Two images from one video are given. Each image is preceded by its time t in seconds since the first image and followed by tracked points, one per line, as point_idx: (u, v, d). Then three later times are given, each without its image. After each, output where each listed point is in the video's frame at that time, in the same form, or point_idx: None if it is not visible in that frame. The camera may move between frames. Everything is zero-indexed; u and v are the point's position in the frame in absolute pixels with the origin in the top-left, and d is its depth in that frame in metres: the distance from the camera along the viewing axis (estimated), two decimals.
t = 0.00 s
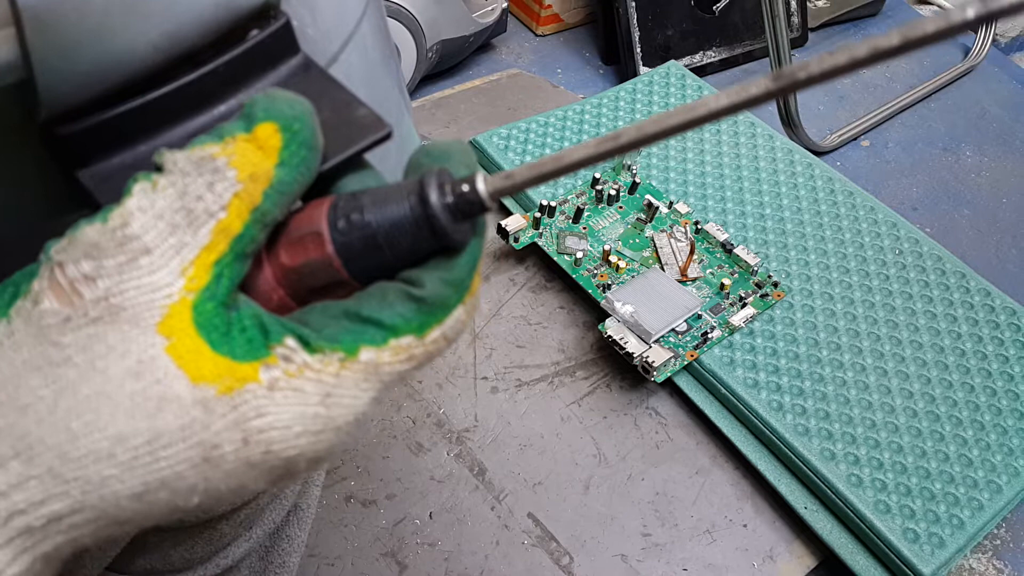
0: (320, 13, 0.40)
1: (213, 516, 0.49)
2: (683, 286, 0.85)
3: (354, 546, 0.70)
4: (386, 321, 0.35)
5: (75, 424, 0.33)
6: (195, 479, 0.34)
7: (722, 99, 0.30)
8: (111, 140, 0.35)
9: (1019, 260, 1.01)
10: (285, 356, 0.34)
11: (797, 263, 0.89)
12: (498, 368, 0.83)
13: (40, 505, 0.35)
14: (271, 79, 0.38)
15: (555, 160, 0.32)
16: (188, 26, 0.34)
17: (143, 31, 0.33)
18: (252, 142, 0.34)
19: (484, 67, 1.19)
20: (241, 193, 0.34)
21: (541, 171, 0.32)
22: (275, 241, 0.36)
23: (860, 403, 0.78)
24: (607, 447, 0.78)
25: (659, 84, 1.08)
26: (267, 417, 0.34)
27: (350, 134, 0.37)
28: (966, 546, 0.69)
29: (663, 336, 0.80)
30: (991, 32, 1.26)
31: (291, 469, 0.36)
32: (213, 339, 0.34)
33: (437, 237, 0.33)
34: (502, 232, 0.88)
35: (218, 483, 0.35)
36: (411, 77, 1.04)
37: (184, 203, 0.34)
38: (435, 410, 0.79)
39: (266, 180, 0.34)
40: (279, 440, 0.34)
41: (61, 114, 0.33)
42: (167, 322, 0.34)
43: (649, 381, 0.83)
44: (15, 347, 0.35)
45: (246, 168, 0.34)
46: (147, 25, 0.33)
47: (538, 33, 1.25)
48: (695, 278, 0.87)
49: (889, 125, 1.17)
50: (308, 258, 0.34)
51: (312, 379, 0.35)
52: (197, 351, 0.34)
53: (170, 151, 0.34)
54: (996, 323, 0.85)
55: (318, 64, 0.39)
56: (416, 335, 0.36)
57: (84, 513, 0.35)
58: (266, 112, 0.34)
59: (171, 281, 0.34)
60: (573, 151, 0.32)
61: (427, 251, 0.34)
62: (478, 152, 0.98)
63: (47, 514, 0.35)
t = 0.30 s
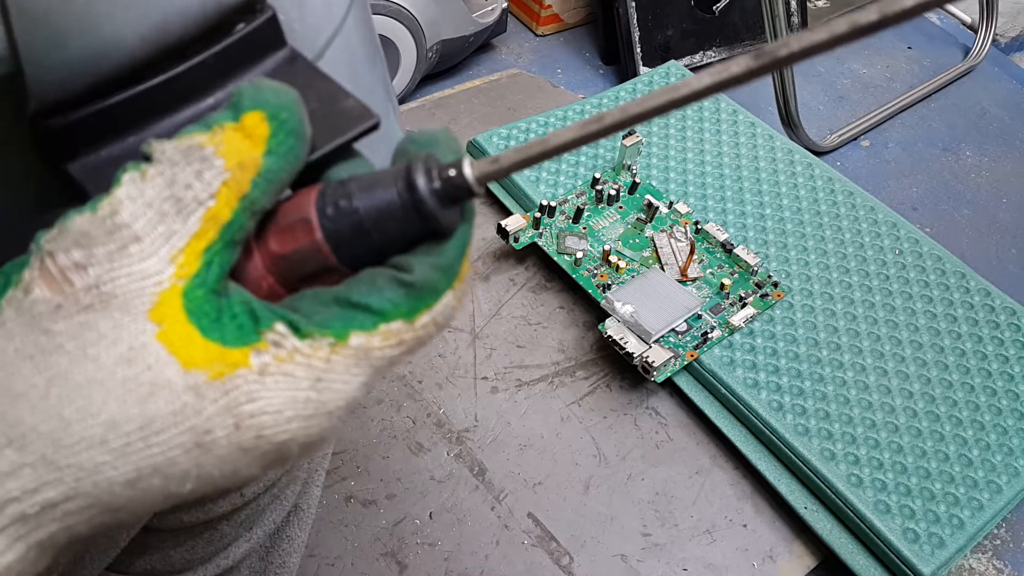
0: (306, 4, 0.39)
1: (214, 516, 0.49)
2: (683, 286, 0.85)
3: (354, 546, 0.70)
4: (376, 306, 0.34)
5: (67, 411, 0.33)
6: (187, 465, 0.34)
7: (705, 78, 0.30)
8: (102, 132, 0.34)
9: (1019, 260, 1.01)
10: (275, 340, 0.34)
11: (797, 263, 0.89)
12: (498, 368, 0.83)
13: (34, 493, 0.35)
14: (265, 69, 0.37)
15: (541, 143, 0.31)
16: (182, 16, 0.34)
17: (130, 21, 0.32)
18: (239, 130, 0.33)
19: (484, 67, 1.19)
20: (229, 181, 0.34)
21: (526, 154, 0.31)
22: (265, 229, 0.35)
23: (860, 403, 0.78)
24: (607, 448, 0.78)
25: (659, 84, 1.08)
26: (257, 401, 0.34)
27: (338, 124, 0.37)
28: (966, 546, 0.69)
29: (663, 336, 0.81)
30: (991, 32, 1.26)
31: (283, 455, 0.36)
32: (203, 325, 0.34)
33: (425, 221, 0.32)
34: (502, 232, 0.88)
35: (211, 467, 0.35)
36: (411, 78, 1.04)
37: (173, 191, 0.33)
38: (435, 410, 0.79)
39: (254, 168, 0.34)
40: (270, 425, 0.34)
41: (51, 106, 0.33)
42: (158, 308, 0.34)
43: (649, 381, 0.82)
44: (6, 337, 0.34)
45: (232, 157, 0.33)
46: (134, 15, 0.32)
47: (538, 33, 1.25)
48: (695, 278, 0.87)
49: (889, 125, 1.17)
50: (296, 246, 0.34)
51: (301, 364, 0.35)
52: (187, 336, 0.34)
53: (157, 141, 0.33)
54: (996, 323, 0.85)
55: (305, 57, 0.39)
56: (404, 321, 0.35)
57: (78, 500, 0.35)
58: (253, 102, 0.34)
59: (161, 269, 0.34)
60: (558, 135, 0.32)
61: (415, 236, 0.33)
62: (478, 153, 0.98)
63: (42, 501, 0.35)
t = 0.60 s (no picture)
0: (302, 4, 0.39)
1: (213, 515, 0.50)
2: (683, 286, 0.85)
3: (354, 546, 0.70)
4: (376, 309, 0.34)
5: (68, 414, 0.33)
6: (189, 468, 0.35)
7: (704, 79, 0.30)
8: (98, 135, 0.34)
9: (1019, 260, 1.01)
10: (276, 343, 0.34)
11: (797, 263, 0.89)
12: (498, 368, 0.83)
13: (36, 497, 0.35)
14: (265, 70, 0.37)
15: (539, 144, 0.31)
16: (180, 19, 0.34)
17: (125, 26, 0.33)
18: (238, 132, 0.33)
19: (484, 67, 1.19)
20: (229, 183, 0.34)
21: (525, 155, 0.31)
22: (264, 231, 0.35)
23: (860, 403, 0.78)
24: (607, 448, 0.78)
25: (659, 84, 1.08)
26: (259, 403, 0.34)
27: (335, 125, 0.37)
28: (966, 546, 0.69)
29: (663, 336, 0.81)
30: (991, 32, 1.26)
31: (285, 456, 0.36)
32: (204, 328, 0.34)
33: (424, 222, 0.32)
34: (502, 232, 0.88)
35: (214, 469, 0.35)
36: (411, 78, 1.04)
37: (173, 193, 0.33)
38: (435, 410, 0.79)
39: (253, 169, 0.34)
40: (271, 428, 0.35)
41: (48, 109, 0.33)
42: (160, 311, 0.34)
43: (649, 381, 0.83)
44: (8, 339, 0.34)
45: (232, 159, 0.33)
46: (128, 19, 0.33)
47: (538, 33, 1.25)
48: (696, 278, 0.87)
49: (889, 125, 1.17)
50: (296, 247, 0.34)
51: (303, 366, 0.35)
52: (188, 339, 0.34)
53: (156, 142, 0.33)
54: (996, 323, 0.85)
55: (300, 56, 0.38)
56: (405, 322, 0.35)
57: (80, 503, 0.35)
58: (252, 103, 0.33)
59: (162, 271, 0.34)
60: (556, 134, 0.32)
61: (414, 237, 0.33)
62: (479, 153, 0.98)
63: (44, 505, 0.35)
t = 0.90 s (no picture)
0: (297, 17, 0.37)
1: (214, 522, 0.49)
2: (683, 286, 0.85)
3: (354, 546, 0.70)
4: (396, 344, 0.36)
5: (97, 449, 0.34)
6: (213, 501, 0.36)
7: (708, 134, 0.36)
8: (110, 165, 0.33)
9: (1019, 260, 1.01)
10: (300, 379, 0.35)
11: (797, 263, 0.89)
12: (498, 368, 0.83)
13: (62, 527, 0.36)
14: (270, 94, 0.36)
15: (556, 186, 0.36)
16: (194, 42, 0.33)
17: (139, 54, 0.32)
18: (261, 166, 0.34)
19: (484, 67, 1.19)
20: (255, 220, 0.35)
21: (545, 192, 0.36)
22: (286, 263, 0.36)
23: (860, 403, 0.78)
24: (607, 448, 0.78)
25: (659, 84, 1.08)
26: (283, 440, 0.35)
27: (348, 149, 0.38)
28: (966, 546, 0.69)
29: (663, 336, 0.81)
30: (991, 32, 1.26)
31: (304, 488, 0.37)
32: (231, 364, 0.35)
33: (445, 257, 0.34)
34: (502, 232, 0.89)
35: (235, 501, 0.36)
36: (411, 77, 1.04)
37: (201, 229, 0.34)
38: (435, 410, 0.79)
39: (277, 204, 0.35)
40: (295, 464, 0.36)
41: (60, 139, 0.32)
42: (188, 347, 0.35)
43: (649, 381, 0.82)
44: (36, 374, 0.34)
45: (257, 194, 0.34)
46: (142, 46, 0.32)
47: (538, 33, 1.25)
48: (695, 278, 0.87)
49: (889, 125, 1.17)
50: (318, 281, 0.35)
51: (326, 403, 0.36)
52: (216, 376, 0.35)
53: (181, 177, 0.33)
54: (996, 323, 0.85)
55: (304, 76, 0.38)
56: (423, 357, 0.37)
57: (105, 532, 0.36)
58: (273, 136, 0.34)
59: (191, 307, 0.35)
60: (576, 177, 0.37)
61: (434, 271, 0.35)
62: (479, 153, 0.98)
63: (69, 535, 0.36)
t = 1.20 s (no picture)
0: (286, 8, 0.40)
1: (214, 518, 0.50)
2: (682, 286, 0.85)
3: (354, 546, 0.70)
4: (377, 320, 0.35)
5: (73, 425, 0.33)
6: (194, 478, 0.34)
7: (702, 95, 0.31)
8: (94, 147, 0.34)
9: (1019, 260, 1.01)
10: (278, 355, 0.34)
11: (797, 263, 0.89)
12: (498, 368, 0.82)
13: (41, 505, 0.35)
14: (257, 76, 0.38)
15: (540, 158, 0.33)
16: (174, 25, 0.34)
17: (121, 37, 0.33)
18: (240, 142, 0.34)
19: (484, 67, 1.19)
20: (232, 193, 0.34)
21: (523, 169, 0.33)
22: (266, 241, 0.36)
23: (860, 403, 0.78)
24: (607, 448, 0.78)
25: (659, 84, 1.08)
26: (263, 416, 0.34)
27: (329, 129, 0.37)
28: (966, 546, 0.69)
29: (663, 336, 0.81)
30: (991, 32, 1.26)
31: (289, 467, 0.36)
32: (208, 339, 0.34)
33: (426, 233, 0.33)
34: (502, 232, 0.88)
35: (217, 480, 0.35)
36: (411, 77, 1.04)
37: (176, 203, 0.33)
38: (435, 410, 0.79)
39: (254, 179, 0.34)
40: (275, 439, 0.34)
41: (46, 120, 0.33)
42: (163, 322, 0.33)
43: (649, 381, 0.82)
44: (11, 348, 0.34)
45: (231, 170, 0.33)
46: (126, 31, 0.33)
47: (538, 33, 1.25)
48: (695, 278, 0.87)
49: (889, 125, 1.17)
50: (299, 258, 0.34)
51: (305, 379, 0.35)
52: (192, 350, 0.33)
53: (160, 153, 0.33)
54: (996, 323, 0.85)
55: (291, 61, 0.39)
56: (406, 335, 0.36)
57: (85, 511, 0.35)
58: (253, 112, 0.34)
59: (166, 282, 0.34)
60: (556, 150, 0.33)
61: (418, 247, 0.34)
62: (478, 153, 0.98)
63: (48, 513, 0.35)
